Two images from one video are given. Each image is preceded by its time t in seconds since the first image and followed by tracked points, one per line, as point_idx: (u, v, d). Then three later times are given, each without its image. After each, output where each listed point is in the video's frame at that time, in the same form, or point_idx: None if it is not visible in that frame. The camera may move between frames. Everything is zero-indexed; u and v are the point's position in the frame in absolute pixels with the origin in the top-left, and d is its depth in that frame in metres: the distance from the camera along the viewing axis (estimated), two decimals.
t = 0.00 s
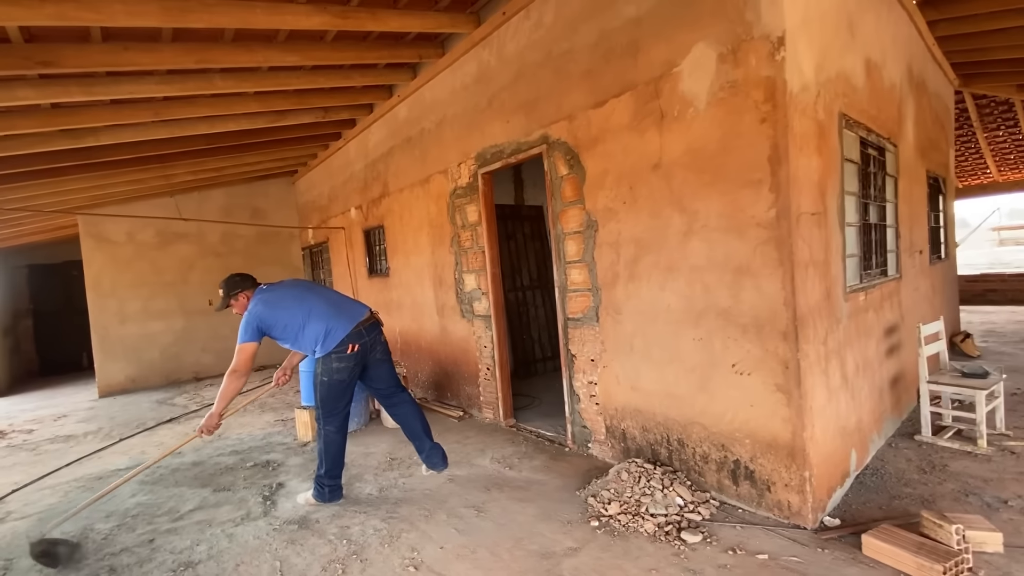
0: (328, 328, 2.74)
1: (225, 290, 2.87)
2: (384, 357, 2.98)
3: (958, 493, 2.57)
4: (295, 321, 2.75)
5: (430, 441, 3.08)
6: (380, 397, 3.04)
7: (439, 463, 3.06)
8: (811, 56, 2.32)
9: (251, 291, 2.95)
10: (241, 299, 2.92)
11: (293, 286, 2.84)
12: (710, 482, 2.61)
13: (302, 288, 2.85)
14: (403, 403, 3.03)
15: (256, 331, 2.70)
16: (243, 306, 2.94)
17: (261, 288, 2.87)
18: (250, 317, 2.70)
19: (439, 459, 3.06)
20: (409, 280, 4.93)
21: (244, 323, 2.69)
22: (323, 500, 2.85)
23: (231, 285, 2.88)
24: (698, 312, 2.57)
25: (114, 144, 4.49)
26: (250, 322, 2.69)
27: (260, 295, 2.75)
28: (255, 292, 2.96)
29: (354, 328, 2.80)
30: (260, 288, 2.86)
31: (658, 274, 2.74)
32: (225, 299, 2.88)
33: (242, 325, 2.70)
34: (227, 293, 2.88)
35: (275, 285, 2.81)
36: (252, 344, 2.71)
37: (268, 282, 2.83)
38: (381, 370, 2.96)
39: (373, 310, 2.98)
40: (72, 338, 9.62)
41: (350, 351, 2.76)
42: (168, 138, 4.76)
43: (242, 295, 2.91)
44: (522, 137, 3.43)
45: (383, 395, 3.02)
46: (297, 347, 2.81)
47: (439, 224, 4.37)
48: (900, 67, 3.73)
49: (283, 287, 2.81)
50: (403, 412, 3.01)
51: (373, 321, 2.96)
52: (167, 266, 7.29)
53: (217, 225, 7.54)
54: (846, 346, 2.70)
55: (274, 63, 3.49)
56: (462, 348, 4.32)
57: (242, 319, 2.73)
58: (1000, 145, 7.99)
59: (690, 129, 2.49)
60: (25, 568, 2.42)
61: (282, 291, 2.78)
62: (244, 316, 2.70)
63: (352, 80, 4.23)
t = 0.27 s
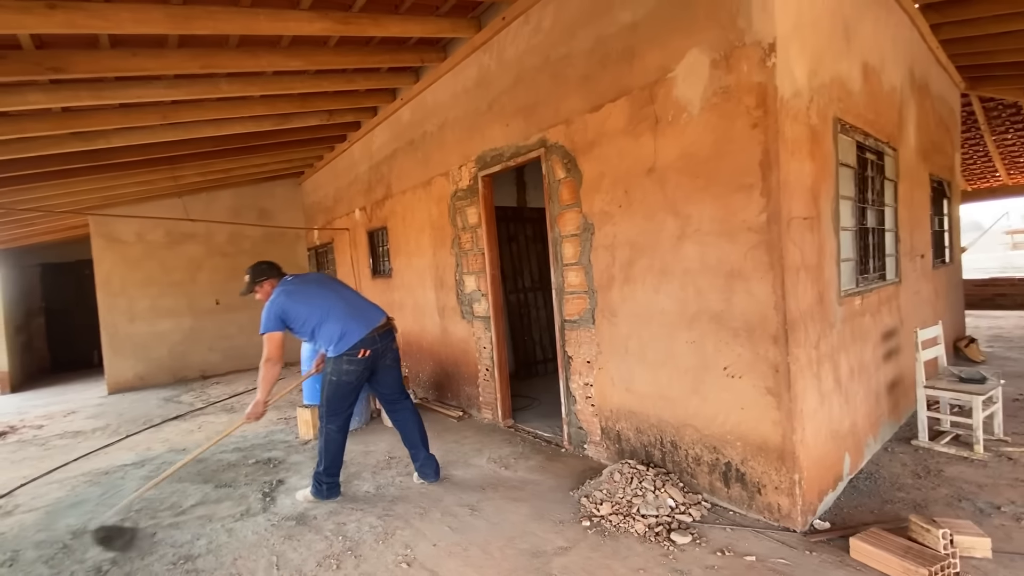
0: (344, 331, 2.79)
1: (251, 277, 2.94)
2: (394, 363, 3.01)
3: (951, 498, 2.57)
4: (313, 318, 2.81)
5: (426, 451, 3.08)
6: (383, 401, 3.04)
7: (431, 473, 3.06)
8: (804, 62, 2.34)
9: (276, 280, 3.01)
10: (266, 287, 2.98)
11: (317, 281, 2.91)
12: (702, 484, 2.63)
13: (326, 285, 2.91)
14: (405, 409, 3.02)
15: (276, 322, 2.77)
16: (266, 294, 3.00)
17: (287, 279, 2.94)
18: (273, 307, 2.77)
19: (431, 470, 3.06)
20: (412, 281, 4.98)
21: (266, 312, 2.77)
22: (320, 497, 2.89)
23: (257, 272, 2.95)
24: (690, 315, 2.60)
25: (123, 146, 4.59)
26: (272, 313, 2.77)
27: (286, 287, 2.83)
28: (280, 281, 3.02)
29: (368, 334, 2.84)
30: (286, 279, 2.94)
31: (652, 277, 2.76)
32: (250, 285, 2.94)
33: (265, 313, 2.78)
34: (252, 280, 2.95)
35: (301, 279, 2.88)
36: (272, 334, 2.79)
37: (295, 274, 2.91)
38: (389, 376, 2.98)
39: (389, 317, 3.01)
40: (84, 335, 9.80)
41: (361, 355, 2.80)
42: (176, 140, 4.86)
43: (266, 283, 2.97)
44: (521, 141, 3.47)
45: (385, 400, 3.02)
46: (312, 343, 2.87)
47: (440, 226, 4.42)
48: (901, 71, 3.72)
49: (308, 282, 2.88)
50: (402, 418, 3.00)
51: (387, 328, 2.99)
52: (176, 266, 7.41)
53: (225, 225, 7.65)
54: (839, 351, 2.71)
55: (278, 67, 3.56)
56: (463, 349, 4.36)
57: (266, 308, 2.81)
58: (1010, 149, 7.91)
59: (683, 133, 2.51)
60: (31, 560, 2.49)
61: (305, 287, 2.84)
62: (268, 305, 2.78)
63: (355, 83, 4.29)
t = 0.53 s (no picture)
0: (373, 335, 2.82)
1: (297, 262, 3.06)
2: (417, 369, 3.01)
3: (946, 503, 2.58)
4: (348, 317, 2.87)
5: (429, 454, 3.05)
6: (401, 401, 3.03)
7: (431, 478, 3.03)
8: (799, 68, 2.36)
9: (320, 268, 3.11)
10: (310, 273, 3.08)
11: (358, 277, 2.96)
12: (695, 486, 2.66)
13: (365, 283, 2.95)
14: (419, 412, 3.02)
15: (316, 313, 2.88)
16: (309, 280, 3.11)
17: (333, 271, 3.02)
18: (314, 298, 2.88)
19: (432, 475, 3.02)
20: (415, 282, 5.04)
21: (308, 303, 2.88)
22: (324, 492, 2.98)
23: (303, 258, 3.06)
24: (685, 318, 2.63)
25: (134, 148, 4.70)
26: (313, 304, 2.88)
27: (328, 280, 2.91)
28: (323, 269, 3.13)
29: (396, 341, 2.85)
30: (329, 269, 3.03)
31: (647, 279, 2.79)
32: (295, 270, 3.07)
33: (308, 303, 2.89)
34: (298, 265, 3.07)
35: (344, 274, 2.95)
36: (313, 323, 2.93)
37: (338, 266, 2.99)
38: (411, 380, 2.98)
39: (418, 323, 3.01)
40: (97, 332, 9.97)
41: (386, 361, 2.83)
42: (185, 142, 4.96)
43: (310, 270, 3.07)
44: (522, 144, 3.51)
45: (403, 401, 3.00)
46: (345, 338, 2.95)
47: (443, 227, 4.47)
48: (904, 75, 3.71)
49: (349, 278, 2.94)
50: (415, 420, 3.00)
51: (415, 335, 3.00)
52: (186, 265, 7.54)
53: (235, 225, 7.77)
54: (835, 355, 2.72)
55: (284, 72, 3.64)
56: (464, 350, 4.41)
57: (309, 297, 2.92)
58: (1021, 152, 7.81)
59: (679, 138, 2.54)
60: (40, 550, 2.57)
61: (345, 282, 2.91)
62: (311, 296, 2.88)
63: (360, 86, 4.37)
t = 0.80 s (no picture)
0: (384, 327, 2.86)
1: (311, 253, 3.11)
2: (423, 364, 3.05)
3: (934, 506, 2.59)
4: (360, 308, 2.90)
5: (425, 453, 3.09)
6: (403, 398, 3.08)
7: (425, 476, 3.06)
8: (788, 74, 2.39)
9: (334, 259, 3.16)
10: (324, 265, 3.13)
11: (371, 269, 2.99)
12: (685, 487, 2.68)
13: (377, 275, 2.99)
14: (421, 409, 3.06)
15: (329, 303, 2.91)
16: (323, 271, 3.15)
17: (346, 262, 3.05)
18: (328, 289, 2.91)
19: (426, 473, 3.05)
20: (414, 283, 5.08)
21: (322, 293, 2.92)
22: (346, 490, 2.98)
23: (317, 249, 3.12)
24: (675, 319, 2.66)
25: (137, 148, 4.76)
26: (326, 295, 2.91)
27: (342, 271, 2.95)
28: (337, 260, 3.17)
29: (405, 334, 2.89)
30: (343, 261, 3.06)
31: (639, 282, 2.83)
32: (309, 260, 3.12)
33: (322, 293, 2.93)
34: (312, 256, 3.12)
35: (357, 265, 2.98)
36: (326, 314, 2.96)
37: (353, 257, 3.02)
38: (417, 376, 3.02)
39: (428, 318, 3.05)
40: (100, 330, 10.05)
41: (395, 353, 2.86)
42: (188, 143, 5.02)
43: (324, 262, 3.12)
44: (518, 147, 3.55)
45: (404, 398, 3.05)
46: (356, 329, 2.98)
47: (441, 229, 4.51)
48: (899, 80, 3.74)
49: (362, 269, 2.98)
50: (415, 418, 3.05)
51: (424, 329, 3.03)
52: (189, 264, 7.60)
53: (237, 225, 7.83)
54: (827, 358, 2.73)
55: (284, 74, 3.70)
56: (461, 350, 4.45)
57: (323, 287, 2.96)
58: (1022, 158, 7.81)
59: (670, 142, 2.58)
60: (37, 543, 2.61)
61: (359, 274, 2.94)
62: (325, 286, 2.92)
63: (361, 89, 4.42)
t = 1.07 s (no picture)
0: (386, 324, 2.89)
1: (311, 254, 3.13)
2: (424, 362, 3.09)
3: (935, 512, 2.58)
4: (362, 306, 2.93)
5: (427, 453, 3.12)
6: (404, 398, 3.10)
7: (427, 476, 3.09)
8: (789, 77, 2.40)
9: (333, 260, 3.19)
10: (323, 265, 3.16)
11: (371, 268, 3.02)
12: (685, 489, 2.69)
13: (377, 274, 3.02)
14: (422, 410, 3.07)
15: (331, 303, 2.93)
16: (322, 272, 3.18)
17: (344, 262, 3.07)
18: (329, 289, 2.94)
19: (428, 473, 3.09)
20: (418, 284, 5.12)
21: (323, 294, 2.94)
22: (363, 491, 2.95)
23: (317, 250, 3.14)
24: (676, 321, 2.67)
25: (148, 150, 4.84)
26: (328, 295, 2.93)
27: (342, 271, 2.97)
28: (336, 261, 3.20)
29: (407, 330, 2.93)
30: (343, 261, 3.09)
31: (640, 284, 2.84)
32: (308, 262, 3.13)
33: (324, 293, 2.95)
34: (311, 257, 3.14)
35: (356, 264, 3.00)
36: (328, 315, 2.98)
37: (352, 257, 3.04)
38: (418, 373, 3.05)
39: (427, 315, 3.10)
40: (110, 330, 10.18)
41: (398, 350, 2.89)
42: (197, 145, 5.09)
43: (324, 262, 3.15)
44: (522, 150, 3.58)
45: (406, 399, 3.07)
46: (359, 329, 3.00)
47: (446, 230, 4.55)
48: (904, 83, 3.73)
49: (362, 269, 3.01)
50: (416, 419, 3.05)
51: (424, 326, 3.08)
52: (198, 265, 7.69)
53: (245, 227, 7.92)
54: (828, 361, 2.72)
55: (292, 77, 3.75)
56: (464, 351, 4.47)
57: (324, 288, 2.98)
58: None
59: (671, 145, 2.59)
60: (46, 536, 2.66)
61: (359, 273, 2.97)
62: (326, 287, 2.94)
63: (367, 92, 4.47)
